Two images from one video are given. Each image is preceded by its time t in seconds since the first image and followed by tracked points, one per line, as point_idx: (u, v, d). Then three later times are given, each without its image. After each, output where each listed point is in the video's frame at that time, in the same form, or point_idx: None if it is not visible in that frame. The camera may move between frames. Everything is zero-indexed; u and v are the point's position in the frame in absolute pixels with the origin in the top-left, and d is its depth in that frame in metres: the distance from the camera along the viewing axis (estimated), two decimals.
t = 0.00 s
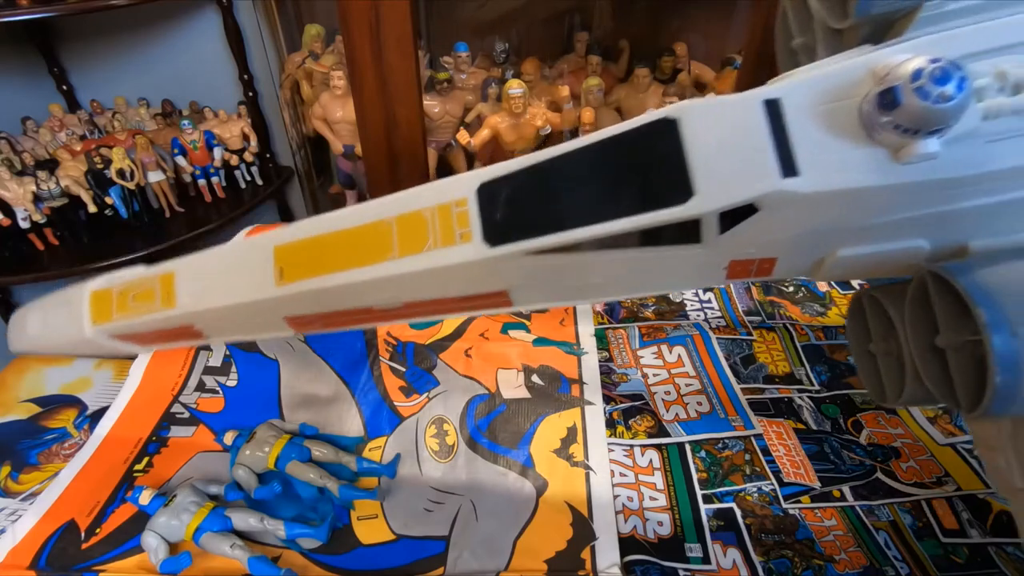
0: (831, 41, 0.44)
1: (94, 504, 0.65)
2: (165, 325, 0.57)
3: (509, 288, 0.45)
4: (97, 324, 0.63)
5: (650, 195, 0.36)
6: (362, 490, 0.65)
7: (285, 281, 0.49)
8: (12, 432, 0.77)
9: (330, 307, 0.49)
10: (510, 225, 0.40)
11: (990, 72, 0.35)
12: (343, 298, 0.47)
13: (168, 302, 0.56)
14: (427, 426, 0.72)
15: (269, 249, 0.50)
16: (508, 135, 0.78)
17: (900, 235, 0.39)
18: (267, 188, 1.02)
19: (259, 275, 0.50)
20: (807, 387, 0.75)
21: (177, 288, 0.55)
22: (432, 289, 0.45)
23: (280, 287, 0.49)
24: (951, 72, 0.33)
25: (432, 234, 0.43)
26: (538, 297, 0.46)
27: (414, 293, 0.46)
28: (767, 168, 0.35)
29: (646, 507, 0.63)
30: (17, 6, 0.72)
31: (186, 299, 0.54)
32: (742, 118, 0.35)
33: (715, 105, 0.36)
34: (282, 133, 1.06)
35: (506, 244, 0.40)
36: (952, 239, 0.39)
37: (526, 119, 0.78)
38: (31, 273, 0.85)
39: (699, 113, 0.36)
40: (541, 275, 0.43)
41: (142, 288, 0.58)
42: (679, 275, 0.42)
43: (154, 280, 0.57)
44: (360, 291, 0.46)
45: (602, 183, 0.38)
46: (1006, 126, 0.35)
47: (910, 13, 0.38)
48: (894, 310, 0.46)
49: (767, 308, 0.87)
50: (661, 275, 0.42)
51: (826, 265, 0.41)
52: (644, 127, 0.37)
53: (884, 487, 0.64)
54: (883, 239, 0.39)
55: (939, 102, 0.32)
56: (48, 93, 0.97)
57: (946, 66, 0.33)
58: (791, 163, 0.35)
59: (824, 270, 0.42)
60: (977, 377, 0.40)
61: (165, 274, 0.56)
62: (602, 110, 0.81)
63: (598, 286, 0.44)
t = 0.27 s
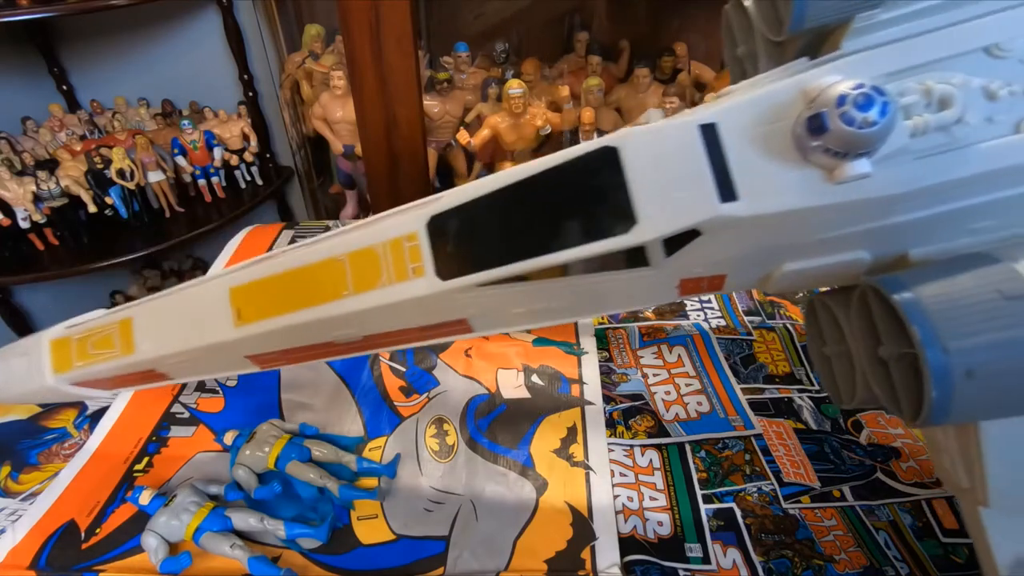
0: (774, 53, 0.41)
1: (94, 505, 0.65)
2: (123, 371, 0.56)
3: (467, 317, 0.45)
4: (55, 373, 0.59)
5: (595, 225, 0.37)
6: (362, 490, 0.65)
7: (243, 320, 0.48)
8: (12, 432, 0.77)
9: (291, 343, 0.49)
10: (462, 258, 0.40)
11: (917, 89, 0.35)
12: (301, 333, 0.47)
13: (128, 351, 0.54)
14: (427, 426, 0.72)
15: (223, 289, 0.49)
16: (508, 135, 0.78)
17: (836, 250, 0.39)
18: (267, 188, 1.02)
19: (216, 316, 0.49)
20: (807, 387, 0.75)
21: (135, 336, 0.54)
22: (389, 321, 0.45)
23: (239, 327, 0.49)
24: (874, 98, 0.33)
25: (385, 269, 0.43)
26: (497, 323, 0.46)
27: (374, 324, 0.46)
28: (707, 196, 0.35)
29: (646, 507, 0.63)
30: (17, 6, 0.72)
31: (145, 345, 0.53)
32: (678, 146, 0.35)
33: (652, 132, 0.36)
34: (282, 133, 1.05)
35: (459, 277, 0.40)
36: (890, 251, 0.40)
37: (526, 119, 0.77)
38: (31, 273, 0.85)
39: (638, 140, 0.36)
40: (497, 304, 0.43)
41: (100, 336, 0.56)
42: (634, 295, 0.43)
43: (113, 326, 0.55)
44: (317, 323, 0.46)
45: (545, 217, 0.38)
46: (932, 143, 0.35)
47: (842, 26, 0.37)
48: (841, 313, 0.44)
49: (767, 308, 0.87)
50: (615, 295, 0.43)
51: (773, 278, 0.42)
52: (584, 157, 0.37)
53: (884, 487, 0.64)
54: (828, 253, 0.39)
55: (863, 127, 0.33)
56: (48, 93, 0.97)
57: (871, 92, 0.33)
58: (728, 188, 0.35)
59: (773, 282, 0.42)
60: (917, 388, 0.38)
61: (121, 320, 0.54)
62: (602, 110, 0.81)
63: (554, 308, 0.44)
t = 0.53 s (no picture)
0: (740, 52, 0.43)
1: (94, 504, 0.65)
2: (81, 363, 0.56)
3: (436, 308, 0.45)
4: (15, 363, 0.58)
5: (563, 216, 0.37)
6: (362, 489, 0.65)
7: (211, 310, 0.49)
8: (12, 432, 0.77)
9: (260, 334, 0.49)
10: (431, 249, 0.41)
11: (874, 88, 0.36)
12: (270, 324, 0.48)
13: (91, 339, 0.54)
14: (427, 426, 0.72)
15: (189, 278, 0.49)
16: (508, 135, 0.78)
17: (796, 245, 0.40)
18: (266, 188, 1.02)
19: (183, 305, 0.50)
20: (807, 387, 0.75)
21: (98, 323, 0.54)
22: (357, 312, 0.45)
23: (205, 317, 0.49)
24: (832, 94, 0.34)
25: (354, 259, 0.43)
26: (464, 317, 0.46)
27: (345, 317, 0.46)
28: (672, 188, 0.36)
29: (646, 507, 0.63)
30: (17, 6, 0.72)
31: (107, 335, 0.53)
32: (645, 140, 0.36)
33: (619, 125, 0.37)
34: (282, 133, 1.06)
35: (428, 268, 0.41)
36: (850, 245, 0.40)
37: (526, 119, 0.78)
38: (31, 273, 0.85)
39: (604, 132, 0.37)
40: (462, 296, 0.43)
41: (62, 324, 0.56)
42: (599, 289, 0.43)
43: (76, 314, 0.55)
44: (285, 315, 0.46)
45: (511, 207, 0.38)
46: (888, 139, 0.36)
47: (807, 25, 0.38)
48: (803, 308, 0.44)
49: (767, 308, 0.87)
50: (580, 289, 0.43)
51: (738, 273, 0.42)
52: (555, 148, 0.38)
53: (884, 487, 0.64)
54: (790, 247, 0.40)
55: (821, 122, 0.33)
56: (47, 94, 0.97)
57: (828, 87, 0.34)
58: (694, 181, 0.36)
59: (737, 277, 0.43)
60: (871, 376, 0.38)
61: (85, 309, 0.54)
62: (602, 110, 0.81)
63: (523, 302, 0.45)
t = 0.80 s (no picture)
0: (758, 57, 0.46)
1: (94, 504, 0.65)
2: (107, 332, 0.56)
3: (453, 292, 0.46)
4: (37, 330, 0.58)
5: (580, 205, 0.39)
6: (362, 489, 0.65)
7: (233, 287, 0.49)
8: (12, 432, 0.77)
9: (277, 313, 0.50)
10: (457, 231, 0.42)
11: (890, 93, 0.38)
12: (290, 304, 0.49)
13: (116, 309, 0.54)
14: (427, 426, 0.72)
15: (213, 255, 0.50)
16: (508, 135, 0.78)
17: (807, 242, 0.42)
18: (266, 188, 1.02)
19: (206, 281, 0.50)
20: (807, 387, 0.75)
21: (122, 294, 0.54)
22: (378, 294, 0.46)
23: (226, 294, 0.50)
24: (850, 94, 0.36)
25: (378, 242, 0.44)
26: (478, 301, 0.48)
27: (364, 299, 0.47)
28: (691, 180, 0.38)
29: (646, 507, 0.63)
30: (17, 6, 0.72)
31: (131, 305, 0.53)
32: (667, 134, 0.38)
33: (643, 120, 0.39)
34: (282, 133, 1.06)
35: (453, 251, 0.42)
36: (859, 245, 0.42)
37: (526, 119, 0.78)
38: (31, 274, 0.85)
39: (630, 126, 0.39)
40: (481, 279, 0.44)
41: (86, 293, 0.55)
42: (611, 281, 0.45)
43: (100, 285, 0.55)
44: (307, 298, 0.48)
45: (536, 194, 0.40)
46: (901, 143, 0.38)
47: (826, 34, 0.40)
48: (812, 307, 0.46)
49: (767, 308, 0.87)
50: (591, 280, 0.45)
51: (751, 269, 0.44)
52: (573, 140, 0.40)
53: (884, 487, 0.64)
54: (802, 244, 0.42)
55: (839, 122, 0.36)
56: (48, 93, 0.97)
57: (847, 89, 0.36)
58: (712, 176, 0.38)
59: (750, 273, 0.45)
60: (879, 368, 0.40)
61: (110, 280, 0.55)
62: (602, 110, 0.81)
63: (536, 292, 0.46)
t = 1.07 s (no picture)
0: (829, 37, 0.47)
1: (94, 504, 0.65)
2: (165, 254, 0.45)
3: (514, 243, 0.42)
4: (95, 249, 0.46)
5: (656, 151, 0.37)
6: (362, 489, 0.65)
7: (297, 218, 0.42)
8: (12, 432, 0.77)
9: (323, 254, 0.43)
10: (530, 175, 0.38)
11: (975, 68, 0.37)
12: (335, 247, 0.43)
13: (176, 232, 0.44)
14: (427, 426, 0.72)
15: (278, 184, 0.42)
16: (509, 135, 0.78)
17: (885, 212, 0.40)
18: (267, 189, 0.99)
19: (263, 209, 0.42)
20: (806, 387, 0.75)
21: (184, 217, 0.44)
22: (433, 244, 0.42)
23: (285, 226, 0.42)
24: (941, 59, 0.34)
25: (445, 181, 0.39)
26: (536, 255, 0.43)
27: (423, 245, 0.42)
28: (769, 137, 0.36)
29: (646, 507, 0.63)
30: (17, 6, 0.72)
31: (200, 225, 0.43)
32: (751, 87, 0.36)
33: (732, 75, 0.36)
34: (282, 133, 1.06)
35: (525, 196, 0.38)
36: (928, 222, 0.41)
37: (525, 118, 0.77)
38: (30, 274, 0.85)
39: (714, 77, 0.36)
40: (547, 229, 0.40)
41: (149, 211, 0.45)
42: (676, 240, 0.42)
43: (163, 205, 0.45)
44: (350, 246, 0.42)
45: (615, 140, 0.37)
46: (982, 118, 0.37)
47: (908, 13, 0.40)
48: (870, 287, 0.48)
49: (768, 308, 0.87)
50: (657, 237, 0.41)
51: (816, 236, 0.42)
52: (654, 90, 0.37)
53: (884, 487, 0.64)
54: (872, 215, 0.40)
55: (929, 85, 0.34)
56: (48, 93, 0.97)
57: (937, 54, 0.34)
58: (791, 136, 0.36)
59: (813, 242, 0.42)
60: (943, 340, 0.41)
61: (174, 200, 0.44)
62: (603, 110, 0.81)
63: (599, 246, 0.42)
